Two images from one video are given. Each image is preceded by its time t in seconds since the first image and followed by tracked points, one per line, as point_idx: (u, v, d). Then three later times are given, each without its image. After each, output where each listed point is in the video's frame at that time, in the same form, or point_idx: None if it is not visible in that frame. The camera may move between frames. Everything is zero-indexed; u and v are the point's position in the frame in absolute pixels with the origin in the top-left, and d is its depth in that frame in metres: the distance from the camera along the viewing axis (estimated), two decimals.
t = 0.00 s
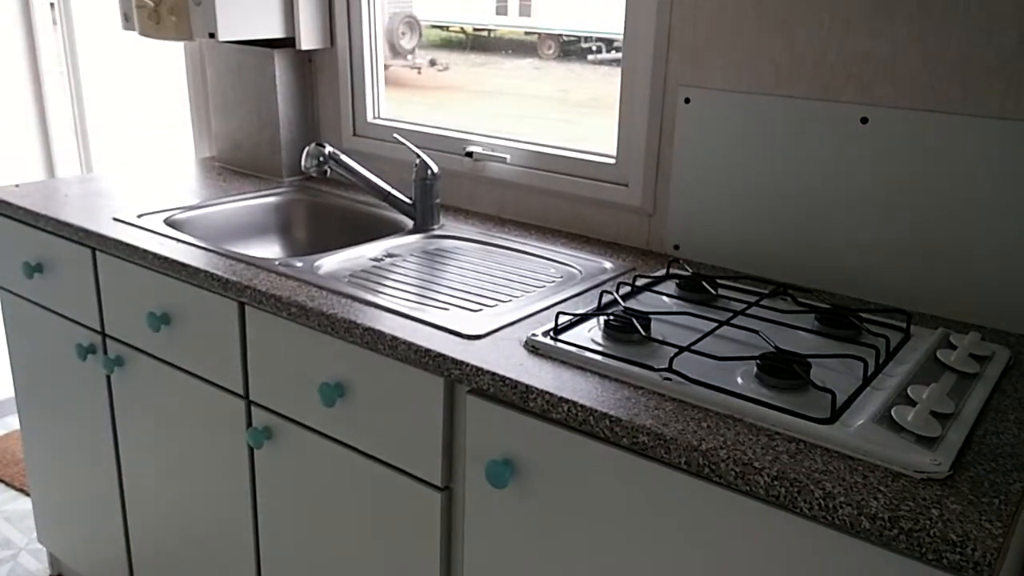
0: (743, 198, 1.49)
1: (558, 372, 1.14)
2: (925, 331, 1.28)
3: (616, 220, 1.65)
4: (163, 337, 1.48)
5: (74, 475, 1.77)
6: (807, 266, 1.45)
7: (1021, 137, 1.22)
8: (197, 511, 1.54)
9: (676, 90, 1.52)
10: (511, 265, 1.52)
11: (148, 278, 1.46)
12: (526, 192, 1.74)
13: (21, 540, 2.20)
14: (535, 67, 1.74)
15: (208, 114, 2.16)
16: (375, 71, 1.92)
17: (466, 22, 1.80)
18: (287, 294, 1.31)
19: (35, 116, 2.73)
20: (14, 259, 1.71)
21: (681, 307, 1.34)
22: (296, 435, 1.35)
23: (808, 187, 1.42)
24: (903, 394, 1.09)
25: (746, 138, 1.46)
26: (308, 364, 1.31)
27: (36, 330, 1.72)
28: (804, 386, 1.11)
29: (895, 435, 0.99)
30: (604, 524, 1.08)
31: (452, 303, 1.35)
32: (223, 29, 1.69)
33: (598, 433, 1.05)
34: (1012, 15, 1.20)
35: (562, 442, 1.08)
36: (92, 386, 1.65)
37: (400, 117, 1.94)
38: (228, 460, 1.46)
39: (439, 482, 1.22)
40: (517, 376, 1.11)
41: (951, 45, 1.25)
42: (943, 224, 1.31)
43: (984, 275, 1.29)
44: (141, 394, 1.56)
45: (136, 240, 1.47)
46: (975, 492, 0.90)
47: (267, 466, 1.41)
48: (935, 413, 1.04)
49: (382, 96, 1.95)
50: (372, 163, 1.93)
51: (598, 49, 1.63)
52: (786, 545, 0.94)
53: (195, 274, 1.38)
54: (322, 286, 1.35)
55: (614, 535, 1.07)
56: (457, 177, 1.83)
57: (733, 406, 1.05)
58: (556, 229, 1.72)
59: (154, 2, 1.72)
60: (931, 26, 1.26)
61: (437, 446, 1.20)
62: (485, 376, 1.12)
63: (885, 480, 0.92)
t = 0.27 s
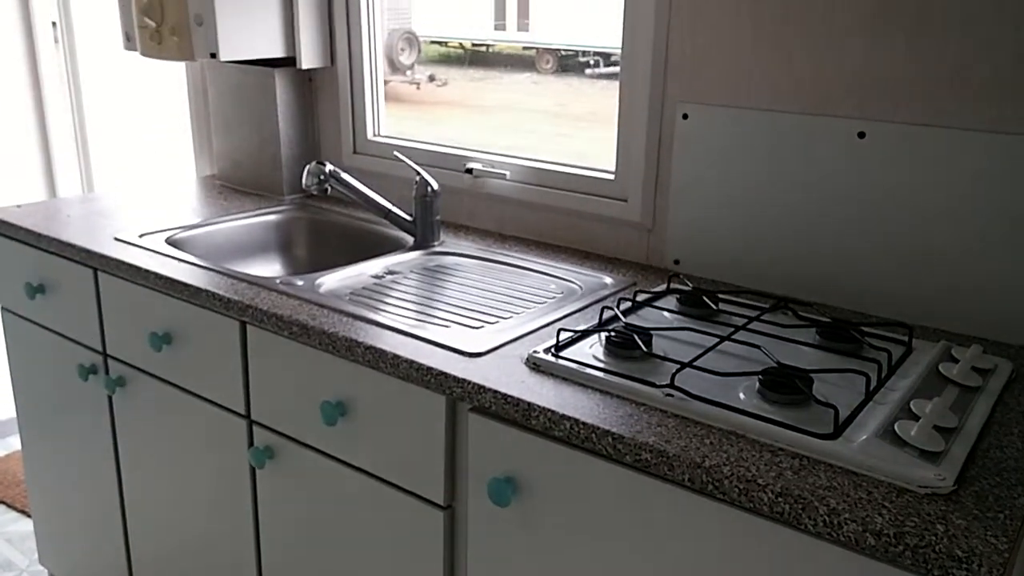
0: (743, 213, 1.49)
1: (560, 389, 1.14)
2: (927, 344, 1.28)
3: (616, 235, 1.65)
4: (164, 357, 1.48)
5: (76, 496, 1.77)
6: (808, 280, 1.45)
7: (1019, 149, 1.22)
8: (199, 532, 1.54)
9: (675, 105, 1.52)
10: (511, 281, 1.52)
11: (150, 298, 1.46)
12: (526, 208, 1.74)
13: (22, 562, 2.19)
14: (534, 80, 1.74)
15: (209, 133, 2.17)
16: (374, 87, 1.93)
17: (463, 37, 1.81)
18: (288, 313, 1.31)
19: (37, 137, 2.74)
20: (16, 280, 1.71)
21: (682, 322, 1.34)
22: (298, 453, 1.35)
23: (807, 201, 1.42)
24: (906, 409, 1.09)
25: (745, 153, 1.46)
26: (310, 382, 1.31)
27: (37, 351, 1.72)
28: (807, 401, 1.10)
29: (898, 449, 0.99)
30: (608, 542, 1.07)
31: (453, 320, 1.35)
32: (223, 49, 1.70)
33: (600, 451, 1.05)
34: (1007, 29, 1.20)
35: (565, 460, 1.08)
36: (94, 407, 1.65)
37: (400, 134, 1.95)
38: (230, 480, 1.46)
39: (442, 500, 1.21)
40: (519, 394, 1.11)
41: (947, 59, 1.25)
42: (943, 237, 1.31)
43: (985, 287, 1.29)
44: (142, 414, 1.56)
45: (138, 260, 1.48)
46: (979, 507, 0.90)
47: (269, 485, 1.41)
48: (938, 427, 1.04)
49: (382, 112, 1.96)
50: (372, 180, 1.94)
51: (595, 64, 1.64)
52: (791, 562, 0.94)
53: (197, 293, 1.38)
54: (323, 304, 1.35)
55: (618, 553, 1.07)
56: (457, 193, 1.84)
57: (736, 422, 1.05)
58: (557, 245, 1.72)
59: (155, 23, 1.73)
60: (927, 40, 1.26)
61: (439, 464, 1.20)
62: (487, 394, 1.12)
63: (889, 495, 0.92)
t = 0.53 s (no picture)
0: (740, 237, 1.51)
1: (560, 412, 1.15)
2: (922, 369, 1.29)
3: (615, 259, 1.67)
4: (167, 378, 1.49)
5: (75, 517, 1.77)
6: (805, 304, 1.47)
7: (1011, 177, 1.24)
8: (198, 554, 1.54)
9: (673, 130, 1.54)
10: (511, 304, 1.53)
11: (153, 319, 1.48)
12: (526, 231, 1.76)
13: None
14: (534, 103, 1.77)
15: (213, 155, 2.19)
16: (377, 109, 1.95)
17: (464, 59, 1.83)
18: (291, 335, 1.32)
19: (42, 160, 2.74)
20: (19, 300, 1.72)
21: (680, 346, 1.35)
22: (299, 475, 1.36)
23: (804, 227, 1.44)
24: (902, 433, 1.10)
25: (743, 178, 1.48)
26: (311, 404, 1.32)
27: (40, 372, 1.73)
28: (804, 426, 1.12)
29: (894, 474, 1.00)
30: (607, 565, 1.08)
31: (453, 343, 1.36)
32: (228, 72, 1.72)
33: (600, 474, 1.06)
34: (999, 60, 1.23)
35: (564, 483, 1.09)
36: (95, 428, 1.65)
37: (402, 156, 1.97)
38: (230, 502, 1.46)
39: (442, 523, 1.22)
40: (519, 417, 1.12)
41: (940, 88, 1.28)
42: (938, 263, 1.33)
43: (979, 313, 1.31)
44: (144, 436, 1.56)
45: (142, 282, 1.49)
46: (975, 532, 0.91)
47: (269, 507, 1.41)
48: (934, 452, 1.05)
49: (385, 135, 1.98)
50: (374, 203, 1.96)
51: (596, 86, 1.66)
52: None
53: (200, 315, 1.39)
54: (325, 326, 1.36)
55: None
56: (458, 216, 1.85)
57: (734, 445, 1.06)
58: (556, 268, 1.74)
59: (162, 48, 1.76)
60: (921, 70, 1.29)
61: (439, 486, 1.21)
62: (487, 417, 1.13)
63: (885, 520, 0.93)
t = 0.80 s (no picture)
0: (736, 258, 1.53)
1: (557, 430, 1.16)
2: (916, 389, 1.31)
3: (612, 279, 1.68)
4: (166, 395, 1.50)
5: (72, 534, 1.77)
6: (799, 324, 1.49)
7: (1002, 200, 1.26)
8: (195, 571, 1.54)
9: (670, 152, 1.56)
10: (509, 322, 1.55)
11: (154, 336, 1.49)
12: (524, 251, 1.78)
13: None
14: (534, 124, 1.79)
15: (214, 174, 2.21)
16: (378, 129, 1.97)
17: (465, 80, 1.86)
18: (290, 352, 1.33)
19: (45, 180, 2.73)
20: (20, 317, 1.73)
21: (677, 365, 1.36)
22: (296, 492, 1.36)
23: (799, 248, 1.46)
24: (895, 453, 1.11)
25: (738, 199, 1.50)
26: (310, 422, 1.33)
27: (39, 389, 1.73)
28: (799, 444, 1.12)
29: (887, 493, 1.01)
30: None
31: (451, 361, 1.37)
32: (231, 93, 1.73)
33: (596, 492, 1.07)
34: (988, 86, 1.25)
35: (561, 501, 1.10)
36: (94, 445, 1.66)
37: (403, 177, 1.99)
38: (228, 519, 1.47)
39: (439, 540, 1.22)
40: (517, 435, 1.13)
41: (932, 113, 1.30)
42: (931, 284, 1.35)
43: (972, 334, 1.33)
44: (142, 452, 1.57)
45: (143, 299, 1.50)
46: (967, 551, 0.92)
47: (266, 524, 1.42)
48: (927, 471, 1.06)
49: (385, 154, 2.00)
50: (374, 222, 1.98)
51: (594, 108, 1.74)
52: None
53: (200, 333, 1.40)
54: (324, 344, 1.37)
55: None
56: (456, 235, 1.87)
57: (729, 464, 1.07)
58: (554, 287, 1.75)
59: (167, 69, 1.78)
60: (913, 95, 1.31)
61: (437, 504, 1.21)
62: (485, 435, 1.14)
63: (879, 538, 0.94)
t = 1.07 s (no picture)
0: (731, 279, 1.53)
1: (552, 454, 1.15)
2: (911, 410, 1.30)
3: (607, 300, 1.68)
4: (160, 420, 1.49)
5: (64, 561, 1.75)
6: (794, 345, 1.49)
7: (994, 220, 1.27)
8: None
9: (664, 174, 1.57)
10: (504, 344, 1.54)
11: (147, 360, 1.48)
12: (519, 272, 1.78)
13: None
14: (527, 144, 1.80)
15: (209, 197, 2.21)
16: (372, 149, 1.97)
17: (460, 101, 1.87)
18: (284, 377, 1.33)
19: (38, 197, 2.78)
20: (13, 342, 1.72)
21: (672, 387, 1.36)
22: (290, 518, 1.35)
23: (792, 268, 1.46)
24: (892, 475, 1.11)
25: (732, 221, 1.51)
26: (304, 446, 1.32)
27: (31, 414, 1.72)
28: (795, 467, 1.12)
29: (884, 517, 1.01)
30: None
31: (446, 384, 1.36)
32: (227, 116, 1.74)
33: (592, 517, 1.06)
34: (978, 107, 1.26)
35: (556, 526, 1.09)
36: (87, 470, 1.65)
37: (398, 199, 1.99)
38: (221, 545, 1.45)
39: (434, 566, 1.21)
40: (512, 459, 1.13)
41: (923, 134, 1.31)
42: (925, 305, 1.35)
43: (966, 354, 1.33)
44: (135, 478, 1.56)
45: (136, 324, 1.49)
46: None
47: (260, 551, 1.40)
48: (923, 494, 1.05)
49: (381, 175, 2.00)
50: (369, 244, 1.98)
51: (589, 128, 1.69)
52: None
53: (194, 357, 1.40)
54: (319, 368, 1.37)
55: None
56: (451, 257, 1.87)
57: (725, 487, 1.06)
58: (549, 308, 1.75)
59: (161, 93, 1.79)
60: (904, 116, 1.32)
61: (432, 529, 1.20)
62: (480, 459, 1.14)
63: (876, 563, 0.93)
